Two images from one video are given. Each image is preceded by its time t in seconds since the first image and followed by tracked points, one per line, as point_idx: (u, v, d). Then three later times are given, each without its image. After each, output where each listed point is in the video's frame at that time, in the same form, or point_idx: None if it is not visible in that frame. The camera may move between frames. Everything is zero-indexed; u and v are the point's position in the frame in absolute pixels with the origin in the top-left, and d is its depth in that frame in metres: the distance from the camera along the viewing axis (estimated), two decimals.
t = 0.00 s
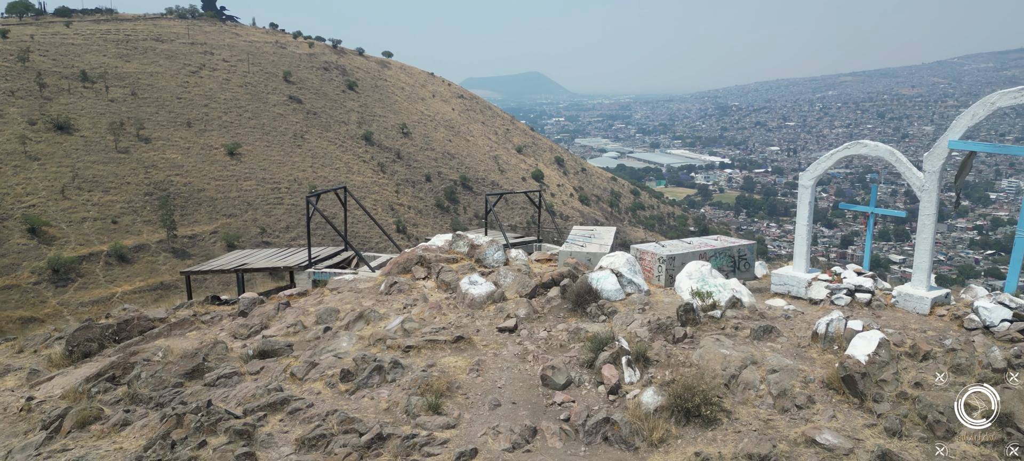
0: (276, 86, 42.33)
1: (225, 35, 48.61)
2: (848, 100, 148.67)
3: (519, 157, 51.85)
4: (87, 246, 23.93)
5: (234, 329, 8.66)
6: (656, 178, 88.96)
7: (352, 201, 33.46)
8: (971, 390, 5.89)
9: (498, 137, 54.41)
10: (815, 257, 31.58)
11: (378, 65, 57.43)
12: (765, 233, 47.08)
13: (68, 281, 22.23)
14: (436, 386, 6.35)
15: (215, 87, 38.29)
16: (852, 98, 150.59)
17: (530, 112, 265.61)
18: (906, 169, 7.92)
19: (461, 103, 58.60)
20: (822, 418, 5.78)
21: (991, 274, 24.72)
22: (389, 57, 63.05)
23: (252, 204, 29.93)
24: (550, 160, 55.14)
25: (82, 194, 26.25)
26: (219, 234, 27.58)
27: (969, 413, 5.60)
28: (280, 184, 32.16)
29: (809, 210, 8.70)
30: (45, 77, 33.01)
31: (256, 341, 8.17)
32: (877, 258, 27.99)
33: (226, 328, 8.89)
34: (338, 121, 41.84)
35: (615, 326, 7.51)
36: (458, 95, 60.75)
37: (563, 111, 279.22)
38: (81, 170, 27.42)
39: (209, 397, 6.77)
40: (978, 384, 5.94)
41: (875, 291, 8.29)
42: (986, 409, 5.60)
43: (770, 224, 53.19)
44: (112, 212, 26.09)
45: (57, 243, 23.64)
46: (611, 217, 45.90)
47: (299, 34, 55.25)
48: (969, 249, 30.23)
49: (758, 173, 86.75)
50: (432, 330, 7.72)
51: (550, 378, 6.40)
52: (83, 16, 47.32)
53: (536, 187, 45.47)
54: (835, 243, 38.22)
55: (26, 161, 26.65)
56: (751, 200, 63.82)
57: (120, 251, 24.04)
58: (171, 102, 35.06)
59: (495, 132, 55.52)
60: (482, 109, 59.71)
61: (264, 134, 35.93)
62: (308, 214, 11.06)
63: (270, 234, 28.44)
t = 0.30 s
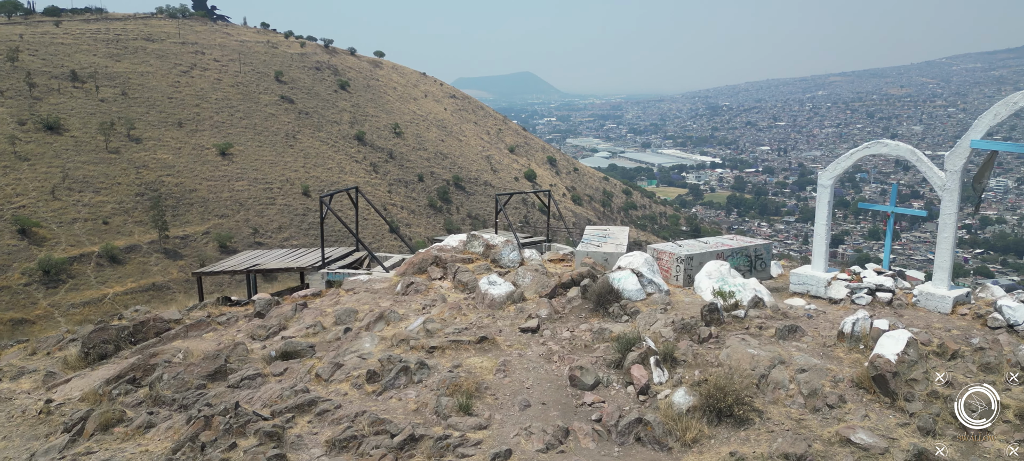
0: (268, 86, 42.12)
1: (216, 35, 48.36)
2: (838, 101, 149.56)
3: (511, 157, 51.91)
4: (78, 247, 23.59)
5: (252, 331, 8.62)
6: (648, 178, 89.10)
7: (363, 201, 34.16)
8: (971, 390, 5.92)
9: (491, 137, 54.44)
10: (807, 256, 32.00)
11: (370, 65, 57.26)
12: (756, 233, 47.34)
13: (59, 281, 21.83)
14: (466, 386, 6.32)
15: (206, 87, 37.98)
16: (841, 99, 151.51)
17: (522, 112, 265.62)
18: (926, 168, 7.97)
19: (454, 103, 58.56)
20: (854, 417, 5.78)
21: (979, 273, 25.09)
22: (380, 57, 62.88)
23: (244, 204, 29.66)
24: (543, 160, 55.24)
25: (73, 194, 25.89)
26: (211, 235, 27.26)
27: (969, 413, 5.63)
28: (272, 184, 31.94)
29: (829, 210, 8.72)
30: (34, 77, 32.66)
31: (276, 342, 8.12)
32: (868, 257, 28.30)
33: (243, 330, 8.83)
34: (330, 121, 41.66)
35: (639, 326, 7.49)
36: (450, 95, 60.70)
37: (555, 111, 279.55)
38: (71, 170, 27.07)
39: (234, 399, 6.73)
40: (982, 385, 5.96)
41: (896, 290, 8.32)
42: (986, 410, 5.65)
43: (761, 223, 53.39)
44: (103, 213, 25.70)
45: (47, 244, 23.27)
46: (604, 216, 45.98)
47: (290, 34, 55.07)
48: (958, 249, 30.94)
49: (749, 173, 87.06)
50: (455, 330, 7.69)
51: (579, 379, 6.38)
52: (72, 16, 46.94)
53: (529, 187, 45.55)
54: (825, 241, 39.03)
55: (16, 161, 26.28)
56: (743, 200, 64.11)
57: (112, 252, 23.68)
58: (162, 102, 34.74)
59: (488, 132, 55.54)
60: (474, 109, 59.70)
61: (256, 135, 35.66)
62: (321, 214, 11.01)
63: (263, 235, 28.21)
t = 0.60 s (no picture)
0: (260, 86, 41.81)
1: (206, 34, 48.08)
2: (827, 102, 150.50)
3: (504, 157, 51.93)
4: (69, 248, 23.23)
5: (271, 332, 8.58)
6: (640, 178, 89.09)
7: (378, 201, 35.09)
8: (971, 392, 5.88)
9: (483, 137, 54.41)
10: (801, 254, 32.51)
11: (361, 65, 57.05)
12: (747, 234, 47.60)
13: (50, 283, 21.50)
14: (495, 387, 6.30)
15: (198, 87, 37.55)
16: (831, 100, 152.54)
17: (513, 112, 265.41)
18: (946, 168, 8.00)
19: (446, 103, 58.48)
20: (886, 417, 5.80)
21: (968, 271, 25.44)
22: (372, 58, 62.64)
23: (236, 204, 29.33)
24: (535, 160, 55.25)
25: (64, 195, 25.55)
26: (203, 235, 26.83)
27: (969, 413, 5.65)
28: (265, 184, 31.61)
29: (847, 209, 8.74)
30: (24, 76, 32.32)
31: (297, 344, 8.08)
32: (859, 255, 28.65)
33: (261, 331, 8.80)
34: (323, 121, 41.39)
35: (662, 326, 7.48)
36: (442, 95, 60.62)
37: (547, 111, 279.59)
38: (61, 171, 26.74)
39: (259, 401, 6.69)
40: (976, 385, 6.00)
41: (915, 289, 8.36)
42: (986, 409, 5.63)
43: (752, 223, 53.62)
44: (94, 213, 25.31)
45: (38, 244, 22.92)
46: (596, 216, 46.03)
47: (281, 34, 54.81)
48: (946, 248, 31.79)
49: (740, 173, 87.35)
50: (478, 331, 7.68)
51: (607, 379, 6.37)
52: (60, 15, 46.44)
53: (522, 187, 45.60)
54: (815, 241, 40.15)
55: (5, 162, 25.94)
56: (734, 200, 64.30)
57: (103, 253, 23.29)
58: (153, 102, 34.29)
59: (480, 132, 55.52)
60: (466, 109, 59.65)
61: (248, 135, 35.24)
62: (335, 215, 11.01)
63: (255, 236, 27.92)
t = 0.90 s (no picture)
0: (252, 86, 41.47)
1: (198, 34, 47.82)
2: (818, 102, 151.34)
3: (497, 157, 51.92)
4: (61, 249, 22.98)
5: (288, 332, 8.56)
6: (632, 178, 89.06)
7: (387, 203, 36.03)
8: (970, 392, 5.92)
9: (476, 137, 54.38)
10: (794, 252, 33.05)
11: (354, 64, 56.87)
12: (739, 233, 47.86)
13: (42, 284, 21.36)
14: (521, 387, 6.30)
15: (190, 87, 37.19)
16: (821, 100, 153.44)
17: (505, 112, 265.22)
18: (963, 167, 8.04)
19: (439, 103, 58.42)
20: (914, 414, 5.82)
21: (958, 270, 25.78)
22: (364, 57, 62.41)
23: (229, 205, 29.11)
24: (528, 160, 55.28)
25: (55, 195, 25.28)
26: (196, 236, 26.66)
27: (968, 413, 5.73)
28: (258, 184, 31.41)
29: (863, 208, 8.79)
30: (14, 76, 31.98)
31: (315, 344, 8.05)
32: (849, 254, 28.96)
33: (277, 331, 8.77)
34: (316, 121, 41.17)
35: (683, 325, 7.49)
36: (435, 95, 60.55)
37: (539, 110, 279.55)
38: (52, 171, 26.45)
39: (283, 401, 6.67)
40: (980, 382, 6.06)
41: (932, 288, 8.40)
42: (986, 408, 5.72)
43: (745, 223, 53.84)
44: (85, 214, 25.09)
45: (29, 245, 22.72)
46: (589, 215, 46.06)
47: (273, 33, 54.58)
48: (937, 247, 32.58)
49: (732, 173, 87.51)
50: (499, 331, 7.68)
51: (633, 378, 6.37)
52: (49, 14, 46.00)
53: (515, 187, 45.62)
54: (807, 239, 40.87)
55: None
56: (726, 200, 64.45)
57: (95, 254, 23.10)
58: (144, 101, 33.93)
59: (473, 131, 55.50)
60: (459, 109, 59.60)
61: (240, 135, 34.92)
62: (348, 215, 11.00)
63: (248, 237, 27.76)
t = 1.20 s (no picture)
0: (244, 86, 41.27)
1: (189, 33, 47.61)
2: (808, 102, 152.17)
3: (490, 157, 51.97)
4: (52, 250, 22.78)
5: (307, 333, 8.54)
6: (624, 178, 89.17)
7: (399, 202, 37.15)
8: (972, 392, 6.00)
9: (468, 137, 54.39)
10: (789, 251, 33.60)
11: (346, 65, 56.73)
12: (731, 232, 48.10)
13: (34, 285, 21.20)
14: (549, 388, 6.30)
15: (181, 87, 36.95)
16: (811, 100, 154.31)
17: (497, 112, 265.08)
18: (982, 168, 8.10)
19: (431, 103, 58.39)
20: (943, 413, 5.85)
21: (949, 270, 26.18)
22: (356, 58, 62.26)
23: (222, 206, 28.97)
24: (521, 160, 55.35)
25: (46, 196, 25.05)
26: (188, 236, 26.55)
27: (969, 413, 5.80)
28: (250, 185, 31.31)
29: (881, 208, 8.84)
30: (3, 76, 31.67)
31: (336, 345, 8.03)
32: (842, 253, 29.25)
33: (295, 332, 8.75)
34: (308, 121, 41.05)
35: (705, 325, 7.50)
36: (427, 95, 60.52)
37: (531, 111, 279.60)
38: (43, 172, 26.20)
39: (309, 401, 6.66)
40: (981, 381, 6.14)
41: (949, 287, 8.45)
42: (987, 409, 5.80)
43: (736, 222, 54.07)
44: (77, 215, 24.87)
45: (19, 246, 22.49)
46: (582, 214, 46.16)
47: (265, 33, 54.39)
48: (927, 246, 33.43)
49: (724, 173, 87.71)
50: (521, 331, 7.68)
51: (660, 378, 6.38)
52: (38, 14, 45.62)
53: (508, 187, 45.67)
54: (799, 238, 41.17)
55: None
56: (718, 200, 64.65)
57: (86, 255, 22.94)
58: (135, 101, 33.68)
59: (466, 132, 55.52)
60: (451, 109, 59.59)
61: (233, 135, 34.73)
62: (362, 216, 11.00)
63: (240, 238, 27.65)
